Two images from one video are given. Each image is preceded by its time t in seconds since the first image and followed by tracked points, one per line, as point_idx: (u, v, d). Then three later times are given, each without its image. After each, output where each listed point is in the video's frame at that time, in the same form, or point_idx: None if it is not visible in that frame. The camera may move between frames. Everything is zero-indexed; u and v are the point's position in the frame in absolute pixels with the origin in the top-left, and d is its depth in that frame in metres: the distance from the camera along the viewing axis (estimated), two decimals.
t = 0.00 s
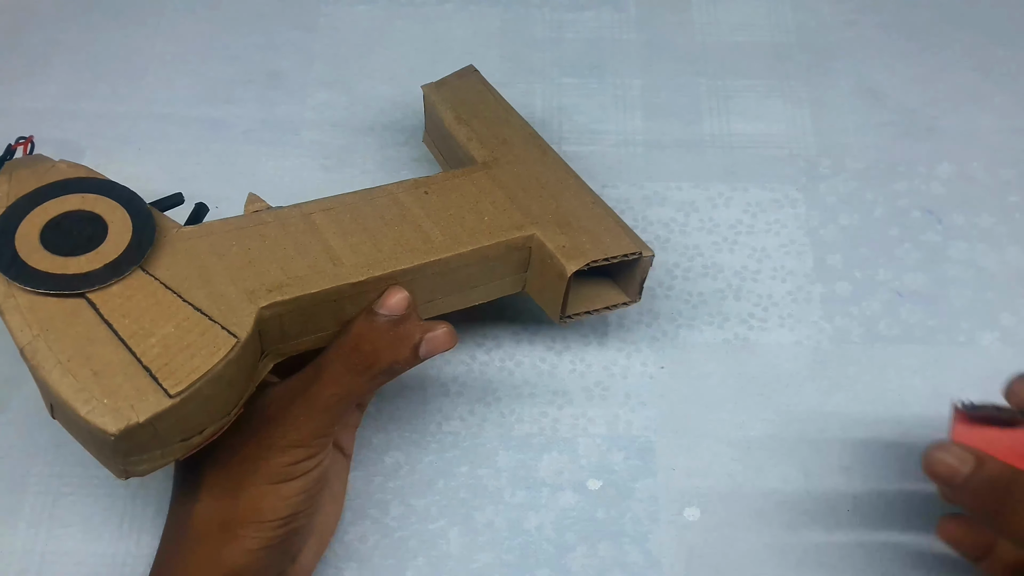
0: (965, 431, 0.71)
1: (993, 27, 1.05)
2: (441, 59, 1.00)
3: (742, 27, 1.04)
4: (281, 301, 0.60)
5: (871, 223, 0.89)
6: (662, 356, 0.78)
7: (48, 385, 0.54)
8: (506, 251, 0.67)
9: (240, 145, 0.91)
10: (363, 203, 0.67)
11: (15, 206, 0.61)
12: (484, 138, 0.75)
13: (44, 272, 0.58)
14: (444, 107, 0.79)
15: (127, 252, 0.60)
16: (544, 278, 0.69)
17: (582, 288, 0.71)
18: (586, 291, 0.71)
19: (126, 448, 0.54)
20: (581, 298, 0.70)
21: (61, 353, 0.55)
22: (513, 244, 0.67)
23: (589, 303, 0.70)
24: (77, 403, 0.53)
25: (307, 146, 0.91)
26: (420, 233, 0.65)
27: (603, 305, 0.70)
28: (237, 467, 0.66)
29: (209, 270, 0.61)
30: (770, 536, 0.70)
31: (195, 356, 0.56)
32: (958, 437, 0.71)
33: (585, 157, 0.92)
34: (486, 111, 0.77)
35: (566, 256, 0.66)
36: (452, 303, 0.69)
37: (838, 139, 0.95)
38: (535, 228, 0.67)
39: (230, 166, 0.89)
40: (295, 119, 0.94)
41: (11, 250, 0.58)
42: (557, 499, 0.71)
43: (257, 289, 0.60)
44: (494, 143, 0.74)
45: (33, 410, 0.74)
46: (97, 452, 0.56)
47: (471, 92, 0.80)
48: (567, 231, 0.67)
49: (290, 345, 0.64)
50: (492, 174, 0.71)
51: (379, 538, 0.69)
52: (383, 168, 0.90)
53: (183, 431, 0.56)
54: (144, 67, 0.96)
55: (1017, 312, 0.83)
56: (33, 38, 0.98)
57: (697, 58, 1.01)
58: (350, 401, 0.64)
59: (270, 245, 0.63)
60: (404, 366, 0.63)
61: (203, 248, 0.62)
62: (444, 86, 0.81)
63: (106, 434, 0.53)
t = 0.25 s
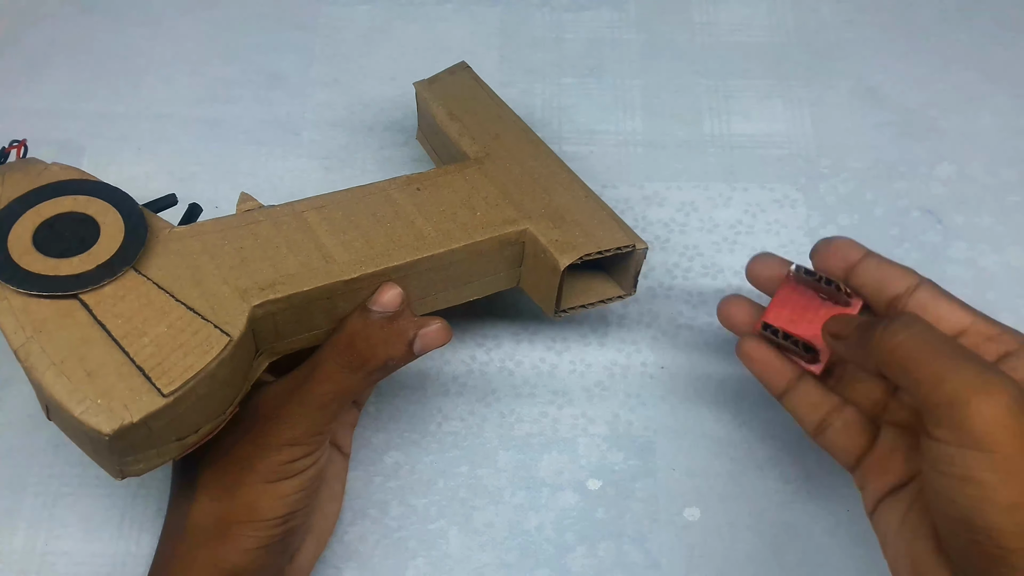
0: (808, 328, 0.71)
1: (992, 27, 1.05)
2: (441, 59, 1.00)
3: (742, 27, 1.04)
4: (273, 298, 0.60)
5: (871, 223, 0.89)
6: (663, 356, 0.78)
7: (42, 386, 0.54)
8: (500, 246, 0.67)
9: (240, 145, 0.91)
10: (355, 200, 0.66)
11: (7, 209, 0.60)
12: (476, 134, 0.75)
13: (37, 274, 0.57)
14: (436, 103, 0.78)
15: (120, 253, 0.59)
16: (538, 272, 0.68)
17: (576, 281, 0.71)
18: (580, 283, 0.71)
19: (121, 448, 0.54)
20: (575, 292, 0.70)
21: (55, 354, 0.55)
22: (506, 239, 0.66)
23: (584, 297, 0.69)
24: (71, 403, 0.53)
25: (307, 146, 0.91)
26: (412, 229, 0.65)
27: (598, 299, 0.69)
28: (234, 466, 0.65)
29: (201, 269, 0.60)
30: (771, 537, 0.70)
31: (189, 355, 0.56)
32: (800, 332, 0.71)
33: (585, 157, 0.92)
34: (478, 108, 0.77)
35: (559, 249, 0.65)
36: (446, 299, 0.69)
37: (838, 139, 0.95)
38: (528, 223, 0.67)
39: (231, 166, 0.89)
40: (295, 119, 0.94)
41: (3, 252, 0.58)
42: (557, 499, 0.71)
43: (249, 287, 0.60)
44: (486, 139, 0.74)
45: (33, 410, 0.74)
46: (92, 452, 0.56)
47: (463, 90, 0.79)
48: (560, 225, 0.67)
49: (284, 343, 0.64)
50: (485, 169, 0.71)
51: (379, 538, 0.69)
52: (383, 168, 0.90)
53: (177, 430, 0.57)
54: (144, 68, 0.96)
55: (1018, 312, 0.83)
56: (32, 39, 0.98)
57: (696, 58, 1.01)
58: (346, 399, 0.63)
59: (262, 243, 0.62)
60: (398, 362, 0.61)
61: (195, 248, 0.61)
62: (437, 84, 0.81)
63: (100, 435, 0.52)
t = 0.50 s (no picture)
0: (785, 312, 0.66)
1: (992, 27, 1.05)
2: (441, 59, 1.00)
3: (742, 27, 1.04)
4: (274, 296, 0.60)
5: (871, 223, 0.89)
6: (663, 356, 0.78)
7: (42, 382, 0.54)
8: (500, 245, 0.67)
9: (240, 145, 0.91)
10: (355, 199, 0.66)
11: (7, 206, 0.60)
12: (477, 134, 0.75)
13: (37, 271, 0.57)
14: (437, 103, 0.78)
15: (120, 250, 0.59)
16: (538, 271, 0.68)
17: (576, 280, 0.71)
18: (581, 282, 0.71)
19: (120, 444, 0.54)
20: (575, 290, 0.70)
21: (55, 350, 0.55)
22: (507, 238, 0.66)
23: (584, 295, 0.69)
24: (71, 399, 0.53)
25: (307, 146, 0.91)
26: (413, 227, 0.65)
27: (598, 298, 0.69)
28: (234, 465, 0.65)
29: (202, 267, 0.60)
30: (770, 536, 0.70)
31: (189, 352, 0.56)
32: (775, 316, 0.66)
33: (585, 157, 0.92)
34: (479, 107, 0.77)
35: (560, 248, 0.65)
36: (446, 298, 0.69)
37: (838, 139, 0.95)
38: (528, 222, 0.67)
39: (231, 166, 0.89)
40: (295, 119, 0.94)
41: (3, 249, 0.58)
42: (558, 499, 0.71)
43: (250, 284, 0.60)
44: (487, 138, 0.74)
45: (33, 410, 0.74)
46: (91, 449, 0.56)
47: (464, 88, 0.79)
48: (561, 224, 0.67)
49: (284, 342, 0.64)
50: (485, 168, 0.71)
51: (379, 537, 0.69)
52: (383, 168, 0.90)
53: (177, 427, 0.57)
54: (144, 68, 0.96)
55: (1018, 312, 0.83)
56: (32, 38, 0.98)
57: (696, 58, 1.01)
58: (346, 399, 0.63)
59: (263, 242, 0.62)
60: (398, 361, 0.61)
61: (196, 245, 0.61)
62: (438, 84, 0.81)
63: (100, 431, 0.52)
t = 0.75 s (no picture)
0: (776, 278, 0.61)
1: (992, 27, 1.05)
2: (441, 59, 1.00)
3: (742, 27, 1.04)
4: (274, 296, 0.60)
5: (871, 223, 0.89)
6: (663, 356, 0.78)
7: (42, 382, 0.54)
8: (501, 245, 0.67)
9: (240, 145, 0.91)
10: (356, 199, 0.66)
11: (8, 205, 0.60)
12: (477, 133, 0.75)
13: (37, 270, 0.57)
14: (438, 103, 0.78)
15: (120, 249, 0.59)
16: (539, 271, 0.68)
17: (577, 281, 0.71)
18: (582, 283, 0.71)
19: (120, 444, 0.54)
20: (577, 291, 0.70)
21: (55, 349, 0.55)
22: (508, 238, 0.66)
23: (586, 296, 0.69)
24: (71, 399, 0.53)
25: (307, 146, 0.91)
26: (413, 227, 0.65)
27: (598, 299, 0.69)
28: (234, 465, 0.66)
29: (202, 266, 0.60)
30: (770, 536, 0.70)
31: (189, 351, 0.56)
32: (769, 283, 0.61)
33: (585, 157, 0.92)
34: (480, 108, 0.77)
35: (560, 249, 0.65)
36: (446, 299, 0.69)
37: (838, 139, 0.95)
38: (529, 222, 0.67)
39: (231, 166, 0.89)
40: (295, 118, 0.94)
41: (3, 248, 0.58)
42: (557, 499, 0.71)
43: (250, 284, 0.60)
44: (488, 138, 0.74)
45: (33, 410, 0.74)
46: (91, 448, 0.56)
47: (465, 89, 0.80)
48: (562, 224, 0.67)
49: (284, 342, 0.64)
50: (486, 169, 0.71)
51: (379, 537, 0.69)
52: (383, 168, 0.90)
53: (177, 426, 0.57)
54: (144, 67, 0.96)
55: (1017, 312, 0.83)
56: (32, 38, 0.98)
57: (696, 58, 1.01)
58: (346, 398, 0.63)
59: (263, 241, 0.62)
60: (399, 361, 0.61)
61: (196, 245, 0.61)
62: (438, 84, 0.81)
63: (100, 430, 0.52)
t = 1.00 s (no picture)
0: (735, 278, 0.63)
1: (992, 27, 1.05)
2: (441, 59, 1.00)
3: (742, 27, 1.04)
4: (270, 295, 0.60)
5: (871, 223, 0.89)
6: (663, 356, 0.78)
7: (38, 383, 0.54)
8: (498, 243, 0.67)
9: (240, 145, 0.91)
10: (353, 198, 0.66)
11: (4, 207, 0.60)
12: (475, 131, 0.74)
13: (34, 272, 0.57)
14: (436, 101, 0.78)
15: (117, 250, 0.59)
16: (536, 270, 0.68)
17: (575, 278, 0.71)
18: (580, 279, 0.71)
19: (116, 444, 0.54)
20: (575, 288, 0.70)
21: (50, 351, 0.55)
22: (505, 236, 0.66)
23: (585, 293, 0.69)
24: (66, 400, 0.53)
25: (307, 146, 0.91)
26: (410, 226, 0.65)
27: (597, 296, 0.69)
28: (230, 466, 0.65)
29: (198, 266, 0.60)
30: (770, 536, 0.70)
31: (184, 351, 0.56)
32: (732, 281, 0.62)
33: (585, 157, 0.92)
34: (478, 106, 0.77)
35: (558, 247, 0.65)
36: (444, 297, 0.69)
37: (838, 139, 0.95)
38: (526, 220, 0.67)
39: (230, 166, 0.89)
40: (295, 118, 0.94)
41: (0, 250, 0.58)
42: (557, 499, 0.71)
43: (246, 283, 0.60)
44: (486, 136, 0.74)
45: (33, 409, 0.74)
46: (87, 450, 0.56)
47: (463, 88, 0.79)
48: (560, 222, 0.67)
49: (281, 341, 0.64)
50: (483, 167, 0.71)
51: (379, 537, 0.69)
52: (383, 168, 0.90)
53: (173, 427, 0.57)
54: (144, 67, 0.96)
55: (1017, 312, 0.83)
56: (32, 38, 0.98)
57: (696, 58, 1.01)
58: (343, 397, 0.63)
59: (259, 240, 0.62)
60: (396, 360, 0.61)
61: (193, 245, 0.61)
62: (437, 84, 0.81)
63: (95, 431, 0.52)
